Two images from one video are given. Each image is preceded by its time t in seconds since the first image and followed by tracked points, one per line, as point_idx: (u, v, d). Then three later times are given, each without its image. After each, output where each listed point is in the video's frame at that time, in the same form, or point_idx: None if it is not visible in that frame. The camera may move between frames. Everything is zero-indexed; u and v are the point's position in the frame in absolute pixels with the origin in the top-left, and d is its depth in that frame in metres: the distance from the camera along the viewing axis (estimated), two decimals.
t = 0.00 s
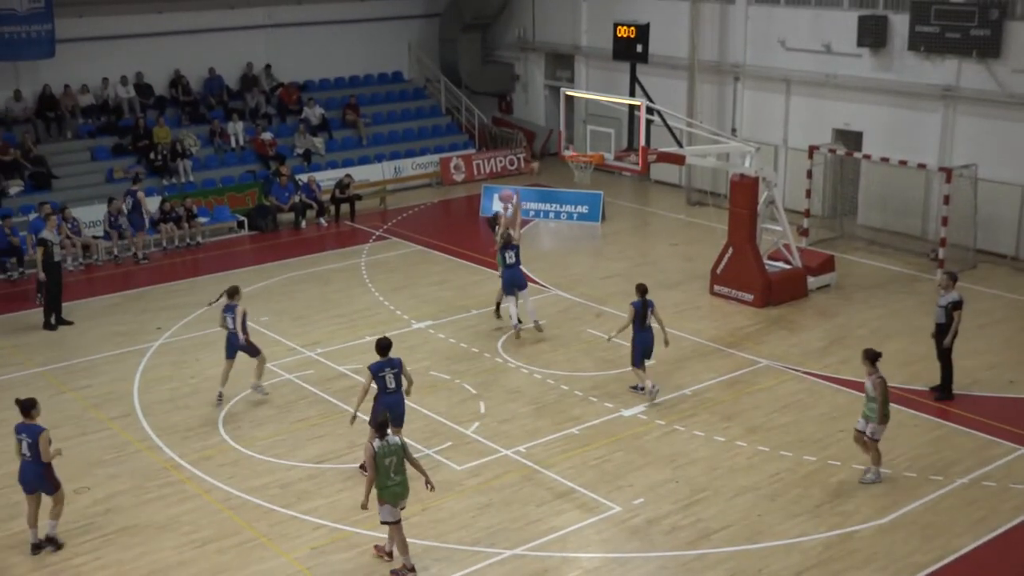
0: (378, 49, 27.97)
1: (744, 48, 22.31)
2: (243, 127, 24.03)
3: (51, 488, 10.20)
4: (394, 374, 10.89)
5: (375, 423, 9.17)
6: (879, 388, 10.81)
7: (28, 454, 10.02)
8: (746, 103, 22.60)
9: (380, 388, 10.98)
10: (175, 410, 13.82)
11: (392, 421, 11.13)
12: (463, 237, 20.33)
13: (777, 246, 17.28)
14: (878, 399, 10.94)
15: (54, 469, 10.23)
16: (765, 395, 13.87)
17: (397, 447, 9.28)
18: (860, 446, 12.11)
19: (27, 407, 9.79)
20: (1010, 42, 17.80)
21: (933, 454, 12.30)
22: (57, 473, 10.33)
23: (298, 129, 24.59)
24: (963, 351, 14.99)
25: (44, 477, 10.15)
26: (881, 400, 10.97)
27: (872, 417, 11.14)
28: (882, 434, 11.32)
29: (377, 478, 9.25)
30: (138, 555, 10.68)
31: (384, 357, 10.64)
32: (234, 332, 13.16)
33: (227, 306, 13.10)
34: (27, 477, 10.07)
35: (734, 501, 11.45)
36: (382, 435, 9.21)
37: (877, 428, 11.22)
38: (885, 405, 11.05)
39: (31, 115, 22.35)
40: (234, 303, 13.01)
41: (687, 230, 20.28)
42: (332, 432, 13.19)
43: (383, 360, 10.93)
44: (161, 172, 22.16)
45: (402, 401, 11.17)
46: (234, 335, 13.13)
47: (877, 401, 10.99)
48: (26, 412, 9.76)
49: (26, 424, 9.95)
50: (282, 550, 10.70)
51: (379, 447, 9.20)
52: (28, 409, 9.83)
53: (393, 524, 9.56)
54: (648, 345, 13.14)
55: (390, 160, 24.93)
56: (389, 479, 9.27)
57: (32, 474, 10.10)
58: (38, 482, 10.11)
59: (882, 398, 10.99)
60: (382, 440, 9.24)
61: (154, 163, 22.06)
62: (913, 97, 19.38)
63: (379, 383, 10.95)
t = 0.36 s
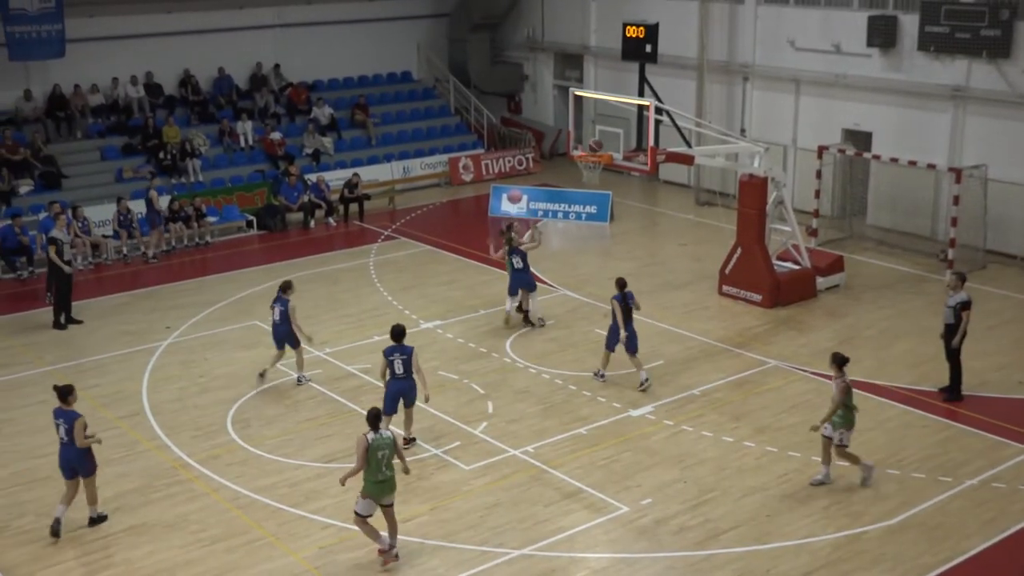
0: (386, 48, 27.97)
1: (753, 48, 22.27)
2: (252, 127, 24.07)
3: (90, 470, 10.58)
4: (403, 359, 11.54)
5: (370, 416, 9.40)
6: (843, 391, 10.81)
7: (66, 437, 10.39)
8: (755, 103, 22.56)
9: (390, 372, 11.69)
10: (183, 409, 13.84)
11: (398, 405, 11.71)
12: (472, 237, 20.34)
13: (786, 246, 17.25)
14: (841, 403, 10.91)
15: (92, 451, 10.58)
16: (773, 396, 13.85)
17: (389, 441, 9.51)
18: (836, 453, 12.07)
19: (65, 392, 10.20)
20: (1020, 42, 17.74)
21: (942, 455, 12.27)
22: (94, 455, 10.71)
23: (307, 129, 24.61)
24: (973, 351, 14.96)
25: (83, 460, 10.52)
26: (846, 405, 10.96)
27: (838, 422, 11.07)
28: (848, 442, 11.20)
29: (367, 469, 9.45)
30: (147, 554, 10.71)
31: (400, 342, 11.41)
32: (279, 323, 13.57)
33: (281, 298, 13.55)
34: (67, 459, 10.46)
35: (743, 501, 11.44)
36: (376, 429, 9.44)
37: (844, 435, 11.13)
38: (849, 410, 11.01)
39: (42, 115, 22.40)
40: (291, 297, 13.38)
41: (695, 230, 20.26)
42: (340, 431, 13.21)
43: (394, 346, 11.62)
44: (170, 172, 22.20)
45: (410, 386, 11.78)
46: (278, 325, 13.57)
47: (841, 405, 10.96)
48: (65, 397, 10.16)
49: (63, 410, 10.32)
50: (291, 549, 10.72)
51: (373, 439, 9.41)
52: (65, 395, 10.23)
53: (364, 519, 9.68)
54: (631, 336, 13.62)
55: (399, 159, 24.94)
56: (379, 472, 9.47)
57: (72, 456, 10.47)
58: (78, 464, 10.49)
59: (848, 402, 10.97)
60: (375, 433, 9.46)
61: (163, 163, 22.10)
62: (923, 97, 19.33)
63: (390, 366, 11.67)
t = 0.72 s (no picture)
0: (390, 48, 27.98)
1: (758, 48, 22.26)
2: (256, 126, 24.07)
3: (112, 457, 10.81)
4: (419, 345, 11.84)
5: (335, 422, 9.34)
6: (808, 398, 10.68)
7: (95, 424, 10.64)
8: (760, 103, 22.54)
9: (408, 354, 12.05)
10: (188, 408, 13.85)
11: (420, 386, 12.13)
12: (476, 236, 20.32)
13: (790, 246, 17.24)
14: (808, 409, 10.77)
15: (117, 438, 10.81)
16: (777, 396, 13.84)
17: (356, 440, 9.55)
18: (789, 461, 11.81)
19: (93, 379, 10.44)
20: None
21: (946, 456, 12.25)
22: (118, 442, 10.97)
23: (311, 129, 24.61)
24: (977, 352, 14.94)
25: (109, 447, 10.77)
26: (810, 411, 10.78)
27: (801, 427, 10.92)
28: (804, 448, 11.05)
29: (341, 472, 9.52)
30: (151, 553, 10.72)
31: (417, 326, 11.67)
32: (302, 309, 13.84)
33: (299, 286, 13.76)
34: (96, 446, 10.72)
35: (745, 501, 11.43)
36: (342, 431, 9.44)
37: (804, 440, 10.98)
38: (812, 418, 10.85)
39: (46, 114, 22.42)
40: (310, 284, 13.62)
41: (700, 230, 20.24)
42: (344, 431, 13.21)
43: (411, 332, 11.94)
44: (174, 172, 22.22)
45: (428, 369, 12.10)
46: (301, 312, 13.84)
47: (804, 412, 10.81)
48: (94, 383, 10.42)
49: (93, 397, 10.58)
50: (294, 548, 10.73)
51: (342, 442, 9.44)
52: (95, 382, 10.48)
53: (332, 514, 9.86)
54: (609, 326, 13.84)
55: (403, 159, 24.93)
56: (351, 474, 9.56)
57: (98, 442, 10.70)
58: (103, 451, 10.72)
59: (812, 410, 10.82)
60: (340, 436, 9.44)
61: (167, 162, 22.10)
62: (928, 97, 19.31)
63: (409, 350, 12.01)
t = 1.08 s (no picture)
0: (393, 48, 27.98)
1: (760, 48, 22.24)
2: (259, 126, 24.08)
3: (139, 439, 11.07)
4: (436, 330, 12.19)
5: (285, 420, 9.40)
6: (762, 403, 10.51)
7: (119, 406, 10.93)
8: (762, 103, 22.52)
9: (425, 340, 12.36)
10: (190, 408, 13.86)
11: (435, 371, 12.45)
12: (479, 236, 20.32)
13: (792, 246, 17.22)
14: (762, 415, 10.60)
15: (143, 421, 11.04)
16: (779, 396, 13.83)
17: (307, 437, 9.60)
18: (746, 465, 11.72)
19: (118, 362, 10.69)
20: None
21: (949, 456, 12.24)
22: (146, 425, 11.19)
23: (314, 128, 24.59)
24: (981, 351, 14.93)
25: (133, 430, 11.01)
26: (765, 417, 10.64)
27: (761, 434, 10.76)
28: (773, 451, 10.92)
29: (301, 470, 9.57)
30: (153, 553, 10.73)
31: (434, 313, 12.07)
32: (315, 297, 14.39)
33: (310, 274, 14.21)
34: (120, 429, 11.00)
35: (747, 502, 11.42)
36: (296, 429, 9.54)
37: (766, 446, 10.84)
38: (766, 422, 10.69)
39: (49, 114, 22.43)
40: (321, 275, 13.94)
41: (702, 230, 20.24)
42: (346, 431, 13.22)
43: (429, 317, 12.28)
44: (177, 172, 22.21)
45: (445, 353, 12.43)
46: (313, 300, 14.36)
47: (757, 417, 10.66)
48: (118, 366, 10.70)
49: (117, 380, 10.82)
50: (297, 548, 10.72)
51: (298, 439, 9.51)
52: (118, 365, 10.73)
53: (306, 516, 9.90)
54: (603, 321, 14.10)
55: (406, 159, 24.93)
56: (312, 471, 9.62)
57: (122, 425, 10.99)
58: (127, 432, 10.99)
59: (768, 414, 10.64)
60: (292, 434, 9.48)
61: (170, 162, 22.11)
62: (931, 97, 19.30)
63: (426, 336, 12.33)
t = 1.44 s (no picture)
0: (399, 48, 28.00)
1: (767, 49, 22.23)
2: (265, 127, 24.10)
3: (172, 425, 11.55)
4: (458, 321, 12.69)
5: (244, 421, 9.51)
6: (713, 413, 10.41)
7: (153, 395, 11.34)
8: (768, 104, 22.52)
9: (445, 331, 12.79)
10: (196, 408, 13.87)
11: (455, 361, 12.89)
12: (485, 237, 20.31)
13: (799, 248, 17.19)
14: (711, 425, 10.48)
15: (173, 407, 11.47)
16: (785, 398, 13.82)
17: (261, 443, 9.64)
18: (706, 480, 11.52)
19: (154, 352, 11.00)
20: None
21: (956, 458, 12.22)
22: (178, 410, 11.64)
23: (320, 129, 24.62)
24: (987, 353, 14.90)
25: (166, 416, 11.49)
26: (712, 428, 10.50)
27: (705, 444, 10.61)
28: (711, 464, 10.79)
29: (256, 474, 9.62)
30: (159, 553, 10.74)
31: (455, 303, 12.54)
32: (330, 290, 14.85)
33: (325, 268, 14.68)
34: (153, 415, 11.45)
35: (754, 503, 11.41)
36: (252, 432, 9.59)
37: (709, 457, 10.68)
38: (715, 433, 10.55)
39: (56, 114, 22.47)
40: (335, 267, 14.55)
41: (708, 231, 20.24)
42: (353, 431, 13.23)
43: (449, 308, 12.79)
44: (184, 172, 22.25)
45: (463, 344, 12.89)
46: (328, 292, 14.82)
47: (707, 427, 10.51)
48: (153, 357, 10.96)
49: (152, 369, 11.24)
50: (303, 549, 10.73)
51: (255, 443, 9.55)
52: (155, 355, 11.11)
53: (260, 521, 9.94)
54: (599, 313, 14.25)
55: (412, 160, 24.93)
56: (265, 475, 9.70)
57: (155, 411, 11.44)
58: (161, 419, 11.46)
59: (718, 424, 10.52)
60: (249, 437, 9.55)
61: (177, 163, 22.13)
62: (937, 98, 19.27)
63: (446, 326, 12.78)
